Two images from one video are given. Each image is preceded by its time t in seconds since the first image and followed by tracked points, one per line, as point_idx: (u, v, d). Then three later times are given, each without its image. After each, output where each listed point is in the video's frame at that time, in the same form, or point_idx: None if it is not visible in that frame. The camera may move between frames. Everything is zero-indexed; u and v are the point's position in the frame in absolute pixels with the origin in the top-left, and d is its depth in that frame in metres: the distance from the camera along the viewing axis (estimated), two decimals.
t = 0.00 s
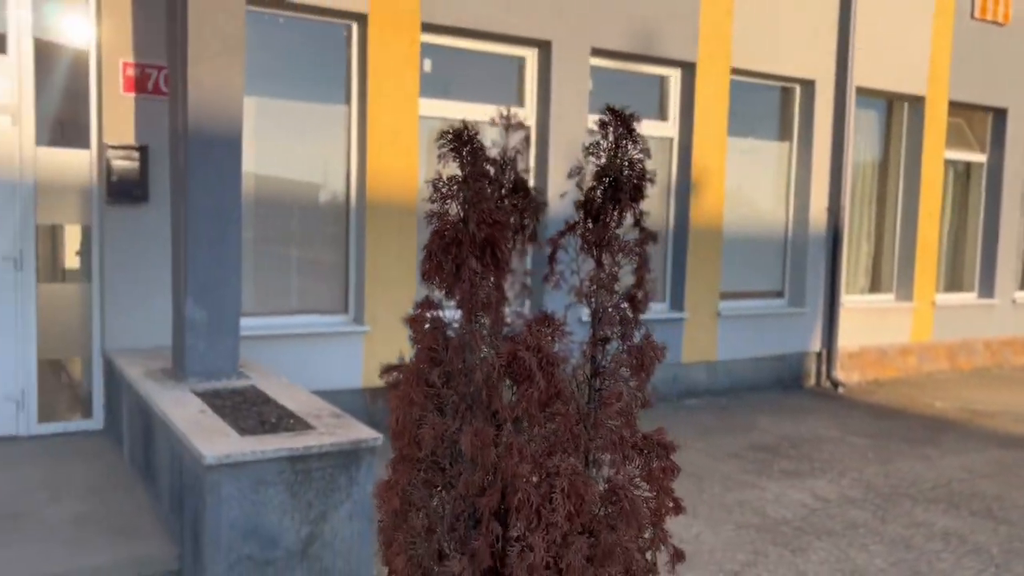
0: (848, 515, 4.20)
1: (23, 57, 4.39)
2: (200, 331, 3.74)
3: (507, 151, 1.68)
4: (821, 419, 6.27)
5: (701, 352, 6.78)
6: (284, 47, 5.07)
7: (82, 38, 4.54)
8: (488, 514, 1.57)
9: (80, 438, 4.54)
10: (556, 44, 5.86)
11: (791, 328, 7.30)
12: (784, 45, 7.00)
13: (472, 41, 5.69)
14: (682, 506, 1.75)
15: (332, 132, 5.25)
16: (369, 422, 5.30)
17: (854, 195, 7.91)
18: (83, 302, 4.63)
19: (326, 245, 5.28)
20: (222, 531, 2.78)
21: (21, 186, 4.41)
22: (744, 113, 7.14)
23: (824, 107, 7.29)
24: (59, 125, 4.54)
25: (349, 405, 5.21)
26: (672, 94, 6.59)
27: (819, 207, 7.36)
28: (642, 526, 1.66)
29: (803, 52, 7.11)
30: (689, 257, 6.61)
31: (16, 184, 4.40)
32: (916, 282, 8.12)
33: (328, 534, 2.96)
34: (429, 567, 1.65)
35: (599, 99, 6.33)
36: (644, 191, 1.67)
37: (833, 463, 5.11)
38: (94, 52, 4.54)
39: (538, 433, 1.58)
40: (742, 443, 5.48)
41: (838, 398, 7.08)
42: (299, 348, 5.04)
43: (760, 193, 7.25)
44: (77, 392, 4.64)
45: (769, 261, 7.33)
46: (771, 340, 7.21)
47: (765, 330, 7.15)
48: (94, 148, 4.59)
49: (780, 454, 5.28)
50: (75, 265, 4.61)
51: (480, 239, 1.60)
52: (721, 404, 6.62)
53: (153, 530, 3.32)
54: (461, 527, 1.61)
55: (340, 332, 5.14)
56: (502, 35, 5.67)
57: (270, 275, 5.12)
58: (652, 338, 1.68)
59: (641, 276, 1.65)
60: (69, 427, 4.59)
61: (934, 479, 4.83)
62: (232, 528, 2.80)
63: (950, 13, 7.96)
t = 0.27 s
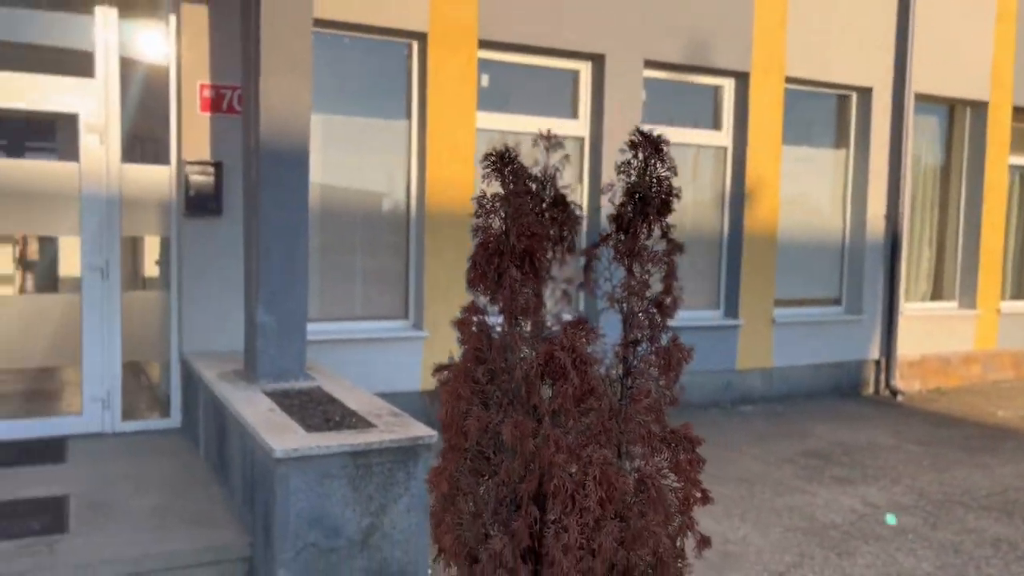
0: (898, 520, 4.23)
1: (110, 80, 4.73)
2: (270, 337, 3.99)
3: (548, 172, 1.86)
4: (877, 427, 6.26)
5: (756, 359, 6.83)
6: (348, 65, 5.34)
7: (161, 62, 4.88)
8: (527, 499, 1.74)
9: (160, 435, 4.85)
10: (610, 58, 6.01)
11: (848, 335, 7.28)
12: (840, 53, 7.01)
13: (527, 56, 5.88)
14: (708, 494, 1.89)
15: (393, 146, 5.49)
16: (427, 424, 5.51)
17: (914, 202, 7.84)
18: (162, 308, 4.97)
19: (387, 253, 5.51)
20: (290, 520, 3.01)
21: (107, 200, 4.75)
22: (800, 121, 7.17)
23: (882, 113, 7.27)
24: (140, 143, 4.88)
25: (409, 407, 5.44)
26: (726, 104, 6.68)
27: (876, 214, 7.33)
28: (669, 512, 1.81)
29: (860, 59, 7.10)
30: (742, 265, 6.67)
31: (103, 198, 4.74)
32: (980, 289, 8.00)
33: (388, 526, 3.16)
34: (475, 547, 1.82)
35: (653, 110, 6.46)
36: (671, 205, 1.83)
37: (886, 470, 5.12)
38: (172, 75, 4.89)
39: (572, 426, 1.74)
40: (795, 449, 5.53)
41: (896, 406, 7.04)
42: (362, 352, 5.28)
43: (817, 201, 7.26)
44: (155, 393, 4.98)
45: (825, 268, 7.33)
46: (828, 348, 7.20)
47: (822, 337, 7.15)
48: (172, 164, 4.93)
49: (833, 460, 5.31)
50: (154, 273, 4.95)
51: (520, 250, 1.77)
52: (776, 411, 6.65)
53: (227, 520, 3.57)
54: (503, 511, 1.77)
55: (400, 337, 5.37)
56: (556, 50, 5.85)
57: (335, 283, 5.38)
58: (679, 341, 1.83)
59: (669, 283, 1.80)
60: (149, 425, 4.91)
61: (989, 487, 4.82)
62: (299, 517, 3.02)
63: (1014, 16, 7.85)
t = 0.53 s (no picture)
0: (948, 525, 4.27)
1: (193, 105, 5.14)
2: (339, 341, 4.27)
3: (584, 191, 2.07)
4: (936, 436, 6.24)
5: (813, 368, 6.87)
6: (412, 85, 5.63)
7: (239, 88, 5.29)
8: (564, 482, 1.93)
9: (237, 434, 5.20)
10: (664, 72, 6.17)
11: (909, 344, 7.25)
12: (898, 62, 7.01)
13: (583, 72, 6.09)
14: (733, 483, 2.06)
15: (454, 161, 5.76)
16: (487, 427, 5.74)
17: (977, 210, 7.76)
18: (239, 315, 5.32)
19: (449, 263, 5.78)
20: (356, 510, 3.26)
21: (190, 216, 5.14)
22: (858, 130, 7.19)
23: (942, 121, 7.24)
24: (220, 162, 5.27)
25: (469, 411, 5.68)
26: (781, 115, 6.77)
27: (937, 222, 7.29)
28: (695, 498, 1.99)
29: (919, 68, 7.09)
30: (799, 274, 6.72)
31: (185, 213, 5.13)
32: None
33: (446, 518, 3.39)
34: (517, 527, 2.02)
35: (708, 122, 6.58)
36: (696, 219, 2.02)
37: (941, 478, 5.13)
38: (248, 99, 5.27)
39: (605, 418, 1.92)
40: (849, 456, 5.57)
41: (957, 416, 6.99)
42: (425, 358, 5.55)
43: (875, 209, 7.27)
44: (233, 396, 5.33)
45: (884, 277, 7.33)
46: (888, 357, 7.18)
47: (881, 346, 7.15)
48: (248, 181, 5.29)
49: (888, 467, 5.34)
50: (232, 283, 5.31)
51: (558, 259, 1.98)
52: (833, 419, 6.68)
53: (299, 510, 3.85)
54: (542, 493, 1.97)
55: (460, 344, 5.61)
56: (612, 66, 6.04)
57: (399, 291, 5.66)
58: (705, 341, 2.01)
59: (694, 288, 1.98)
60: (227, 425, 5.26)
61: None
62: (364, 508, 3.27)
63: None
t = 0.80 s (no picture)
0: (1006, 536, 4.28)
1: (271, 128, 5.49)
2: (405, 350, 4.52)
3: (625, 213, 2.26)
4: (1001, 448, 6.18)
5: (874, 379, 6.86)
6: (474, 106, 5.88)
7: (313, 112, 5.62)
8: (606, 477, 2.12)
9: (310, 438, 5.50)
10: (720, 88, 6.29)
11: (974, 356, 7.17)
12: (961, 72, 6.97)
13: (640, 89, 6.25)
14: (766, 482, 2.22)
15: (514, 178, 5.98)
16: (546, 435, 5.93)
17: None
18: (312, 326, 5.64)
19: (510, 276, 6.00)
20: (420, 508, 3.49)
21: (267, 233, 5.48)
22: (919, 141, 7.17)
23: (1008, 131, 7.16)
24: (294, 182, 5.60)
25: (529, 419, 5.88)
26: (839, 127, 6.81)
27: (1003, 233, 7.21)
28: (729, 495, 2.15)
29: (983, 77, 7.04)
30: (858, 285, 6.74)
31: (262, 231, 5.48)
32: None
33: (504, 517, 3.60)
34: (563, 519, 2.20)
35: (765, 135, 6.67)
36: (728, 237, 2.19)
37: (1003, 490, 5.11)
38: (320, 122, 5.60)
39: (643, 419, 2.10)
40: (909, 468, 5.58)
41: None
42: (487, 367, 5.77)
43: (938, 220, 7.22)
44: (306, 403, 5.65)
45: (948, 288, 7.27)
46: (953, 369, 7.11)
47: (946, 358, 7.08)
48: (321, 200, 5.61)
49: (948, 479, 5.34)
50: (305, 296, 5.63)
51: (600, 274, 2.17)
52: (895, 431, 6.67)
53: (368, 509, 4.11)
54: (586, 488, 2.16)
55: (521, 353, 5.81)
56: (668, 83, 6.19)
57: (462, 303, 5.91)
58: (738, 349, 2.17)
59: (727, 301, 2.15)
60: (301, 430, 5.57)
61: None
62: (428, 506, 3.50)
63: None
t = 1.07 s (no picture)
0: None
1: (344, 148, 5.81)
2: (470, 359, 4.76)
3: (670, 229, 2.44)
4: None
5: (939, 391, 6.82)
6: (535, 124, 6.12)
7: (383, 133, 5.93)
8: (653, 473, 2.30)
9: (381, 443, 5.79)
10: (778, 103, 6.39)
11: None
12: None
13: (698, 105, 6.40)
14: (805, 481, 2.36)
15: (575, 193, 6.19)
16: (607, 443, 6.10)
17: None
18: (382, 337, 5.94)
19: (571, 289, 6.20)
20: (484, 507, 3.70)
21: (339, 248, 5.81)
22: (985, 152, 7.11)
23: None
24: (365, 199, 5.91)
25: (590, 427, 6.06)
26: (901, 139, 6.82)
27: None
28: (768, 492, 2.30)
29: None
30: (921, 297, 6.71)
31: (335, 246, 5.81)
32: None
33: (564, 517, 3.79)
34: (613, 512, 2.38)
35: (824, 148, 6.73)
36: (767, 252, 2.35)
37: None
38: (389, 143, 5.91)
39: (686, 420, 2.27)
40: (972, 479, 5.57)
41: None
42: (549, 377, 5.97)
43: (1005, 231, 7.15)
44: (376, 410, 5.94)
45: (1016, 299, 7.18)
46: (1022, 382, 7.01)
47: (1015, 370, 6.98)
48: (390, 217, 5.91)
49: (1013, 491, 5.31)
50: (376, 308, 5.93)
51: (645, 285, 2.35)
52: (961, 443, 6.61)
53: (435, 508, 4.34)
54: (634, 483, 2.33)
55: (582, 363, 6.00)
56: (726, 99, 6.32)
57: (524, 315, 6.13)
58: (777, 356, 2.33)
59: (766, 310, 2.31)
60: (371, 435, 5.86)
61: None
62: (491, 506, 3.71)
63: None
